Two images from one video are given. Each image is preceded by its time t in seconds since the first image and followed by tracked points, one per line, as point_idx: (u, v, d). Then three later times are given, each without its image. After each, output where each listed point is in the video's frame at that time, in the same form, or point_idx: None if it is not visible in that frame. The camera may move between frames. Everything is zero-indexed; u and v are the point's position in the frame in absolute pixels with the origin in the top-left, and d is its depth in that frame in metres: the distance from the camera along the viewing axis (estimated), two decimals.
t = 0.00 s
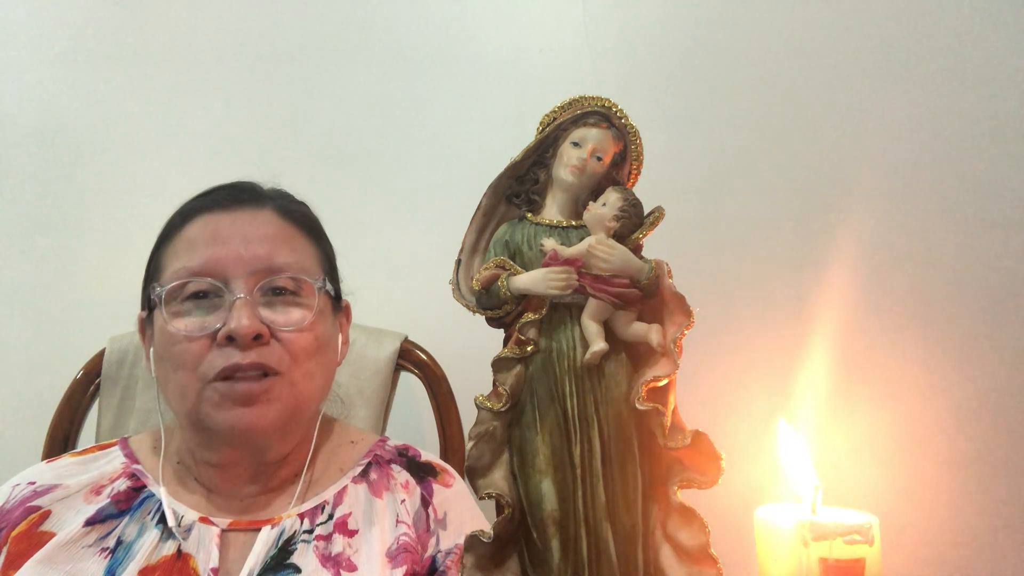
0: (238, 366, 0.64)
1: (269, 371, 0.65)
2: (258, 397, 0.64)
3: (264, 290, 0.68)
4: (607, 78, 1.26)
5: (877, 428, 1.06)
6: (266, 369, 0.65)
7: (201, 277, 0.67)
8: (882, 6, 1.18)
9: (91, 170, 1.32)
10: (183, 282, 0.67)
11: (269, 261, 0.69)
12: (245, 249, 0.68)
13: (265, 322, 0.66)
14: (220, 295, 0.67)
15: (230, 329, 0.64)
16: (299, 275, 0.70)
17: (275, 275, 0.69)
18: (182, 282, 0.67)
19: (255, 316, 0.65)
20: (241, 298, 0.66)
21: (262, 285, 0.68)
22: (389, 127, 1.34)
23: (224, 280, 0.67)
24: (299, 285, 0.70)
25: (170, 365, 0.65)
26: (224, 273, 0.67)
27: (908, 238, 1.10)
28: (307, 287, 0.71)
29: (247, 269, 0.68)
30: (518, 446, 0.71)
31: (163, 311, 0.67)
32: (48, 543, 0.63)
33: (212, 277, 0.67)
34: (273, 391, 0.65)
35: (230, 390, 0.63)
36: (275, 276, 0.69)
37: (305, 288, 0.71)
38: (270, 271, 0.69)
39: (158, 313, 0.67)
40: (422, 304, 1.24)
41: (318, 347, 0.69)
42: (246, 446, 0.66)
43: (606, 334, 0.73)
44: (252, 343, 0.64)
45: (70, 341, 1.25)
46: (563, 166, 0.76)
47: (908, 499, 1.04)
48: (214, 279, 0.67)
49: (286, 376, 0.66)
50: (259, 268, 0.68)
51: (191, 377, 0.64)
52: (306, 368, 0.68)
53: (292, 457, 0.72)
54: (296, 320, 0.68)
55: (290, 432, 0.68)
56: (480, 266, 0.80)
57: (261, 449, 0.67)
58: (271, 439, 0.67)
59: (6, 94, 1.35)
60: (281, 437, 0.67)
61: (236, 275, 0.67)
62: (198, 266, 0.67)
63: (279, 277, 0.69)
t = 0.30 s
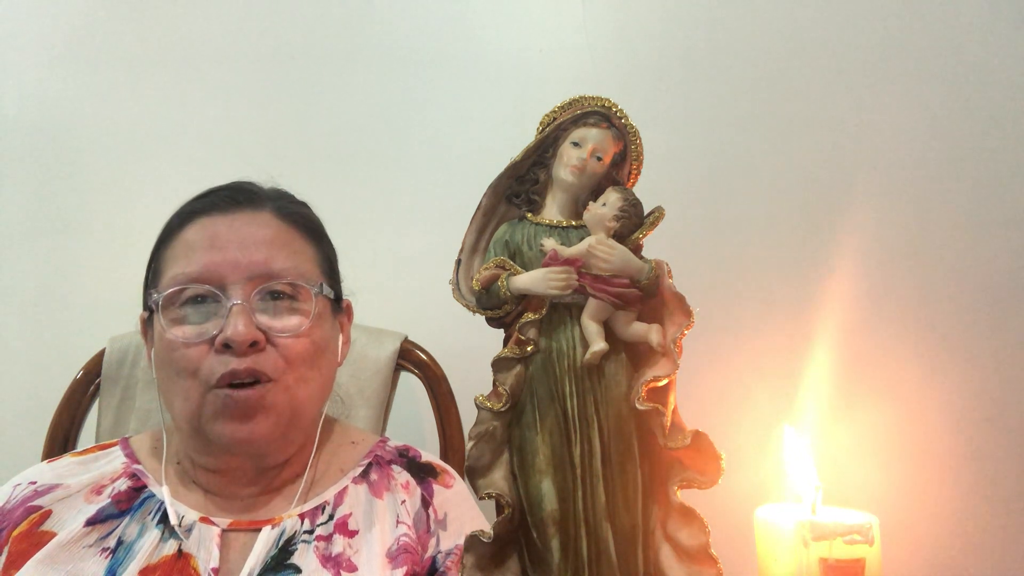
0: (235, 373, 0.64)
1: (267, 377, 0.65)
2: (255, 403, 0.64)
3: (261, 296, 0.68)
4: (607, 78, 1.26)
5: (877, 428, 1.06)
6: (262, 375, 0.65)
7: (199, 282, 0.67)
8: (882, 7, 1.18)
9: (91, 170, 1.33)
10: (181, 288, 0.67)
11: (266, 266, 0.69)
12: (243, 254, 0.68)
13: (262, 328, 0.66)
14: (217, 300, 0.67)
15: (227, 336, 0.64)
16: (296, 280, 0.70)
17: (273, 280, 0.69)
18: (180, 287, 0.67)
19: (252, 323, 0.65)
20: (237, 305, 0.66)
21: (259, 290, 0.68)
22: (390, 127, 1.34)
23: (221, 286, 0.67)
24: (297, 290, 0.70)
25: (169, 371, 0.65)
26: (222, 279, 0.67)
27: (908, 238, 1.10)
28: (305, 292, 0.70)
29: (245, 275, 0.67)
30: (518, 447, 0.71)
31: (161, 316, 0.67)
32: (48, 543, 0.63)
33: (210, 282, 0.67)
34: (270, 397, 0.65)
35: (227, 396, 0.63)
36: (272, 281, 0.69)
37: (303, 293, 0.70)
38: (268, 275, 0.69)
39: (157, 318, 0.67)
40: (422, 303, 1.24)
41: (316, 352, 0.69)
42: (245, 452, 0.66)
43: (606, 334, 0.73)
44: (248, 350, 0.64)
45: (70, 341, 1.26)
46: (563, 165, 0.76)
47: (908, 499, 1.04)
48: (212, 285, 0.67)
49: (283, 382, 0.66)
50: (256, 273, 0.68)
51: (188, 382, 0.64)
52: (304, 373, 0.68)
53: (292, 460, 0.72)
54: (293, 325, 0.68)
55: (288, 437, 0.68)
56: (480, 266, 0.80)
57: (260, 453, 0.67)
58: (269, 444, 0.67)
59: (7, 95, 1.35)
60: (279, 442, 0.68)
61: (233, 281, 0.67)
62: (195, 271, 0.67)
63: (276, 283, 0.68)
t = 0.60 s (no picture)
0: (234, 373, 0.64)
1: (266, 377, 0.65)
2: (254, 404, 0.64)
3: (262, 296, 0.68)
4: (607, 78, 1.26)
5: (877, 428, 1.06)
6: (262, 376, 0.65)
7: (201, 282, 0.67)
8: (882, 7, 1.18)
9: (90, 170, 1.33)
10: (183, 286, 0.67)
11: (268, 266, 0.68)
12: (245, 254, 0.68)
13: (262, 328, 0.66)
14: (218, 300, 0.67)
15: (226, 336, 0.64)
16: (298, 281, 0.70)
17: (275, 281, 0.68)
18: (181, 286, 0.67)
19: (252, 323, 0.65)
20: (238, 304, 0.66)
21: (260, 290, 0.67)
22: (390, 127, 1.34)
23: (223, 285, 0.67)
24: (298, 291, 0.69)
25: (169, 369, 0.65)
26: (223, 278, 0.67)
27: (908, 238, 1.10)
28: (306, 293, 0.70)
29: (246, 274, 0.67)
30: (518, 446, 0.71)
31: (163, 315, 0.67)
32: (48, 543, 0.63)
33: (211, 282, 0.67)
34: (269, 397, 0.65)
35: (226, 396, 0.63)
36: (274, 282, 0.68)
37: (304, 294, 0.70)
38: (269, 276, 0.68)
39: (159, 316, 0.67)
40: (422, 303, 1.24)
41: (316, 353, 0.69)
42: (243, 452, 0.66)
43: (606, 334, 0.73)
44: (248, 349, 0.64)
45: (70, 341, 1.25)
46: (563, 166, 0.76)
47: (908, 498, 1.04)
48: (213, 285, 0.67)
49: (282, 383, 0.66)
50: (257, 274, 0.68)
51: (187, 381, 0.64)
52: (303, 374, 0.68)
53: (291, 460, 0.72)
54: (294, 326, 0.68)
55: (287, 438, 0.68)
56: (480, 266, 0.80)
57: (258, 454, 0.67)
58: (268, 444, 0.67)
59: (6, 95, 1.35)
60: (278, 442, 0.67)
61: (235, 281, 0.67)
62: (196, 270, 0.67)
63: (278, 284, 0.68)
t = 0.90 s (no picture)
0: (233, 378, 0.64)
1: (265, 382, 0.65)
2: (253, 409, 0.64)
3: (262, 301, 0.67)
4: (607, 78, 1.26)
5: (876, 428, 1.06)
6: (260, 381, 0.65)
7: (202, 285, 0.67)
8: (882, 6, 1.18)
9: (90, 170, 1.33)
10: (184, 289, 0.67)
11: (268, 270, 0.68)
12: (246, 258, 0.68)
13: (261, 333, 0.66)
14: (219, 304, 0.67)
15: (226, 340, 0.64)
16: (298, 287, 0.70)
17: (276, 286, 0.68)
18: (182, 289, 0.67)
19: (251, 327, 0.65)
20: (238, 309, 0.66)
21: (260, 295, 0.67)
22: (390, 127, 1.34)
23: (223, 289, 0.67)
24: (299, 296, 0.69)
25: (169, 372, 0.65)
26: (224, 282, 0.67)
27: (908, 238, 1.10)
28: (306, 298, 0.70)
29: (246, 278, 0.67)
30: (518, 446, 0.71)
31: (163, 318, 0.67)
32: (49, 542, 0.63)
33: (212, 285, 0.67)
34: (268, 402, 0.65)
35: (224, 401, 0.63)
36: (274, 286, 0.68)
37: (304, 299, 0.70)
38: (270, 280, 0.68)
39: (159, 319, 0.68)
40: (422, 303, 1.24)
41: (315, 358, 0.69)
42: (243, 456, 0.66)
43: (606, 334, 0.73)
44: (247, 354, 0.64)
45: (70, 341, 1.26)
46: (563, 165, 0.76)
47: (908, 498, 1.04)
48: (214, 289, 0.67)
49: (281, 388, 0.66)
50: (258, 278, 0.68)
51: (187, 385, 0.64)
52: (302, 379, 0.67)
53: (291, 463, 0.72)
54: (293, 331, 0.67)
55: (286, 442, 0.68)
56: (480, 266, 0.80)
57: (257, 457, 0.67)
58: (267, 449, 0.67)
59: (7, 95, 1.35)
60: (277, 447, 0.67)
61: (236, 285, 0.67)
62: (199, 274, 0.67)
63: (278, 290, 0.68)
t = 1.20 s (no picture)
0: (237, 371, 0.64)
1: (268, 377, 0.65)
2: (256, 403, 0.64)
3: (266, 296, 0.67)
4: (607, 78, 1.26)
5: (876, 428, 1.06)
6: (264, 376, 0.65)
7: (207, 279, 0.67)
8: (882, 6, 1.18)
9: (90, 170, 1.33)
10: (189, 284, 0.67)
11: (274, 267, 0.68)
12: (252, 253, 0.68)
13: (266, 328, 0.66)
14: (224, 300, 0.67)
15: (230, 334, 0.64)
16: (303, 281, 0.70)
17: (282, 282, 0.68)
18: (187, 284, 0.67)
19: (256, 322, 0.65)
20: (242, 303, 0.66)
21: (265, 290, 0.67)
22: (390, 127, 1.34)
23: (228, 284, 0.67)
24: (303, 293, 0.69)
25: (172, 366, 0.65)
26: (229, 277, 0.67)
27: (908, 238, 1.10)
28: (311, 294, 0.70)
29: (253, 273, 0.67)
30: (518, 446, 0.71)
31: (167, 312, 0.66)
32: (51, 543, 0.63)
33: (217, 280, 0.67)
34: (270, 398, 0.65)
35: (227, 395, 0.63)
36: (279, 281, 0.69)
37: (308, 295, 0.70)
38: (276, 276, 0.69)
39: (163, 313, 0.67)
40: (422, 304, 1.24)
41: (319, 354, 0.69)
42: (244, 451, 0.66)
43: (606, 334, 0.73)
44: (252, 349, 0.64)
45: (70, 341, 1.25)
46: (563, 166, 0.76)
47: (908, 498, 1.04)
48: (219, 284, 0.67)
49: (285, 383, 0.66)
50: (263, 274, 0.68)
51: (190, 379, 0.64)
52: (304, 376, 0.67)
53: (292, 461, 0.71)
54: (297, 327, 0.68)
55: (288, 438, 0.68)
56: (480, 266, 0.80)
57: (258, 454, 0.67)
58: (269, 443, 0.66)
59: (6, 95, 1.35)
60: (278, 443, 0.67)
61: (240, 279, 0.67)
62: (204, 269, 0.67)
63: (282, 283, 0.68)
